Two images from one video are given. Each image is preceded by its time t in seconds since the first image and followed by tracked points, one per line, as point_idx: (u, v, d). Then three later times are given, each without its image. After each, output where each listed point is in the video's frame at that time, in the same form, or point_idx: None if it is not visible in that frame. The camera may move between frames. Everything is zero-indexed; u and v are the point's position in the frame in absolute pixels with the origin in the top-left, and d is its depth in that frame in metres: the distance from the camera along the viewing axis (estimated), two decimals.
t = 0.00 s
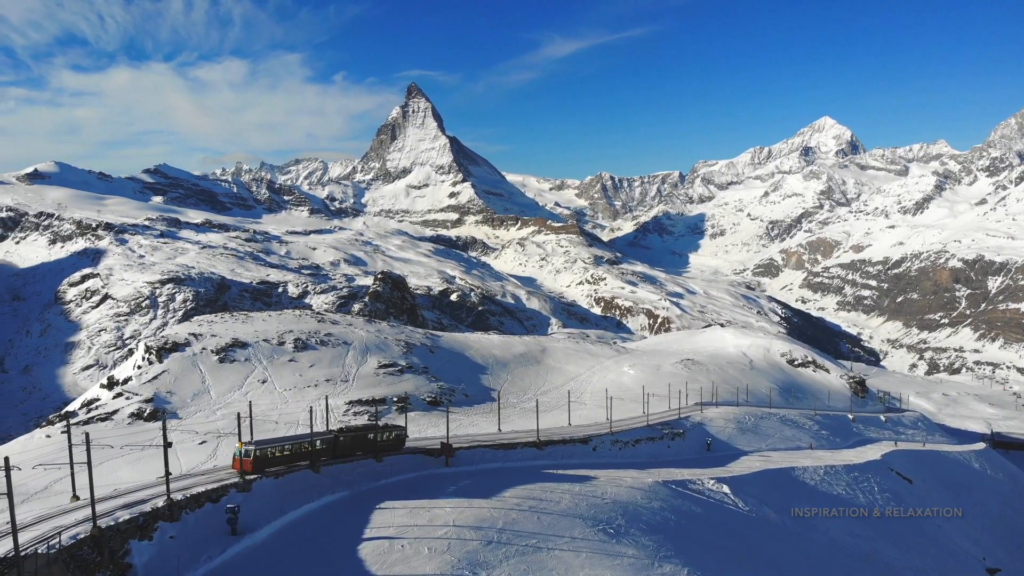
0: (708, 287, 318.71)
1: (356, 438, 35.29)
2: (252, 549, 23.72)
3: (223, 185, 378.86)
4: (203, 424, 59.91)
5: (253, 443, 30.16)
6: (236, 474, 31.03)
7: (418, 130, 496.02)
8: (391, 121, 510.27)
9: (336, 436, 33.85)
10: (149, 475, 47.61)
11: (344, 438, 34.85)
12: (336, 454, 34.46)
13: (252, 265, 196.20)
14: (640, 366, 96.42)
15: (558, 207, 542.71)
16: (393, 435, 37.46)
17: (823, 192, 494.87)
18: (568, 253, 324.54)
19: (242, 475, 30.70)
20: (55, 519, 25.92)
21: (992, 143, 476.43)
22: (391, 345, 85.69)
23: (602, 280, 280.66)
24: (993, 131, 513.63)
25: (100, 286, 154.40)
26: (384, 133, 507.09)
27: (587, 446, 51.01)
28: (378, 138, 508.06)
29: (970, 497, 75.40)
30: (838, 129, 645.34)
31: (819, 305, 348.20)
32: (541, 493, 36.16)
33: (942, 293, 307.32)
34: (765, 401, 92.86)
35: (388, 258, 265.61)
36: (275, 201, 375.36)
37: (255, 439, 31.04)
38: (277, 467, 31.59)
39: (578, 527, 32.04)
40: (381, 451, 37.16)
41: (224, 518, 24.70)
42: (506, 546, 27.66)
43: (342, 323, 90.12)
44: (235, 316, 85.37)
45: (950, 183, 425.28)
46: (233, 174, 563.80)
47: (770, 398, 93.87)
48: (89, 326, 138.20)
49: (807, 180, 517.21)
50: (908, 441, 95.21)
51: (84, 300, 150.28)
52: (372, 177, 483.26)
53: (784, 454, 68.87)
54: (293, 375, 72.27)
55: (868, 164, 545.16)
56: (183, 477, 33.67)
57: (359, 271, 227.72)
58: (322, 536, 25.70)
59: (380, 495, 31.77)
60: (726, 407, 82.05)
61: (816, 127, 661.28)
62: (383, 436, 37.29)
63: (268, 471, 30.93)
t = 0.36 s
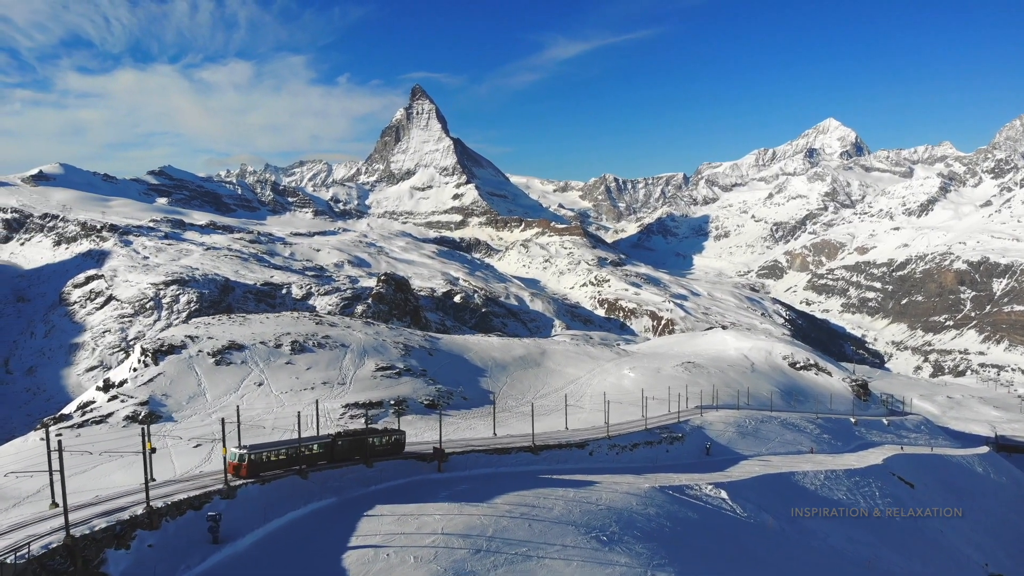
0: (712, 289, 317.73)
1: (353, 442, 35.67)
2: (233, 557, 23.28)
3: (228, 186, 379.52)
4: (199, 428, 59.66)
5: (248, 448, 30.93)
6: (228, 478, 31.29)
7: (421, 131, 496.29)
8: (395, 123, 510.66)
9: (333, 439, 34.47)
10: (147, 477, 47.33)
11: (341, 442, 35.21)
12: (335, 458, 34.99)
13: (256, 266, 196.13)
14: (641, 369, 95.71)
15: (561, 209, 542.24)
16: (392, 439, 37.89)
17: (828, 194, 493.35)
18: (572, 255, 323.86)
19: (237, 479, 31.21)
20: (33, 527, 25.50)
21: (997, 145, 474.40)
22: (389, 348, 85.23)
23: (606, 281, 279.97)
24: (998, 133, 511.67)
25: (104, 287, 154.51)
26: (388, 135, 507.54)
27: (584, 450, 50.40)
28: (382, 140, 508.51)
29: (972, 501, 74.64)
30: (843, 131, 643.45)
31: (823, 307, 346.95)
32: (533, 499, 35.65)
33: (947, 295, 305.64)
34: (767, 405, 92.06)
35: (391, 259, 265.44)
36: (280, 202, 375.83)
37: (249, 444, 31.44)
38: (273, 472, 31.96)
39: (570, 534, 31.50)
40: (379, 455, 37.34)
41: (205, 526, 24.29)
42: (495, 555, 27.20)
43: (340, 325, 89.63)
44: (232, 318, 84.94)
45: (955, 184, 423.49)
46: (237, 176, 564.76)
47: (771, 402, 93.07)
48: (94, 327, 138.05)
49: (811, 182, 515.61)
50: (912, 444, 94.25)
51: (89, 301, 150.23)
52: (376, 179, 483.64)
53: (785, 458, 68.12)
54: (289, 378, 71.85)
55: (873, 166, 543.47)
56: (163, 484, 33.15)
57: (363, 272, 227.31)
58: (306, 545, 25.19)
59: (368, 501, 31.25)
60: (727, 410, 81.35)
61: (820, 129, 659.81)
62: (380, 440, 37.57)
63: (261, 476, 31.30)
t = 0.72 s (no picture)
0: (715, 291, 316.90)
1: (349, 447, 35.19)
2: (210, 565, 22.82)
3: (230, 188, 379.72)
4: (192, 432, 59.39)
5: (240, 453, 30.66)
6: (216, 484, 31.04)
7: (424, 133, 496.23)
8: (398, 125, 510.63)
9: (328, 444, 34.12)
10: (142, 480, 46.85)
11: (337, 447, 34.76)
12: (330, 463, 34.66)
13: (258, 268, 195.87)
14: (639, 373, 95.07)
15: (563, 211, 541.94)
16: (388, 444, 37.51)
17: (830, 196, 492.19)
18: (574, 257, 323.31)
19: (230, 483, 31.03)
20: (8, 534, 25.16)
21: (999, 147, 473.45)
22: (385, 350, 84.65)
23: (608, 283, 279.28)
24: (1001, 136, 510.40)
25: (106, 289, 154.26)
26: (390, 137, 507.63)
27: (578, 455, 49.81)
28: (384, 142, 508.52)
29: (972, 505, 74.08)
30: (845, 133, 642.59)
31: (826, 309, 346.11)
32: (523, 506, 35.13)
33: (949, 297, 304.62)
34: (765, 408, 91.41)
35: (394, 261, 265.05)
36: (282, 204, 375.91)
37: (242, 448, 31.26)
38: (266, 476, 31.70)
39: (559, 541, 31.04)
40: (375, 460, 36.83)
41: (183, 535, 23.90)
42: (481, 564, 26.77)
43: (336, 328, 89.05)
44: (228, 321, 84.48)
45: (958, 187, 422.13)
46: (240, 178, 565.16)
47: (770, 405, 92.42)
48: (96, 328, 137.62)
49: (814, 184, 514.45)
50: (912, 448, 93.61)
51: (91, 302, 149.90)
52: (378, 181, 483.55)
53: (783, 463, 67.51)
54: (284, 381, 71.39)
55: (875, 169, 542.61)
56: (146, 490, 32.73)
57: (365, 274, 226.97)
58: (286, 554, 24.69)
59: (355, 508, 30.76)
60: (725, 414, 80.79)
61: (823, 131, 659.03)
62: (378, 445, 37.04)
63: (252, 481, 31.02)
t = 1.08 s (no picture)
0: (723, 292, 315.57)
1: (350, 450, 35.26)
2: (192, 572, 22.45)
3: (239, 189, 381.13)
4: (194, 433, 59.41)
5: (239, 456, 31.00)
6: (210, 489, 31.07)
7: (432, 134, 496.66)
8: (406, 127, 511.20)
9: (329, 448, 34.17)
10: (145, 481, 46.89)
11: (338, 450, 34.90)
12: (330, 466, 34.60)
13: (266, 269, 196.33)
14: (642, 375, 94.35)
15: (571, 212, 541.20)
16: (391, 447, 37.41)
17: (839, 198, 489.40)
18: (581, 258, 322.58)
19: (229, 487, 31.29)
20: None
21: (1010, 149, 469.67)
22: (386, 352, 84.26)
23: (615, 285, 278.39)
24: (1012, 137, 505.85)
25: (115, 289, 154.75)
26: (398, 138, 508.30)
27: (577, 459, 49.34)
28: (392, 143, 509.22)
29: (978, 510, 73.17)
30: (854, 134, 638.99)
31: (834, 312, 344.22)
32: (516, 511, 34.71)
33: (959, 299, 302.18)
34: (770, 411, 90.50)
35: (401, 262, 265.03)
36: (291, 205, 377.04)
37: (240, 452, 31.44)
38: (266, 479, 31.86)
39: (552, 548, 30.63)
40: (376, 464, 36.79)
41: (166, 541, 23.56)
42: (471, 572, 26.39)
43: (338, 330, 88.66)
44: (229, 322, 84.37)
45: (968, 188, 418.72)
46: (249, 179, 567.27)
47: (775, 409, 91.45)
48: (105, 328, 137.97)
49: (822, 186, 511.68)
50: (919, 453, 92.55)
51: (100, 303, 150.34)
52: (386, 182, 484.27)
53: (785, 467, 66.73)
54: (284, 383, 71.15)
55: (884, 170, 539.42)
56: (135, 494, 32.42)
57: (372, 275, 227.01)
58: (269, 561, 24.30)
59: (345, 512, 30.44)
60: (729, 417, 79.94)
61: (831, 133, 655.96)
62: (379, 449, 37.11)
63: (250, 484, 31.15)
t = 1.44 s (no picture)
0: (735, 294, 313.68)
1: (354, 452, 34.99)
2: None
3: (252, 191, 383.07)
4: (196, 435, 59.51)
5: (241, 457, 30.67)
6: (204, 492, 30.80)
7: (443, 136, 497.02)
8: (418, 128, 511.87)
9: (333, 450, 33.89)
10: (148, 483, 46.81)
11: (342, 452, 34.71)
12: (335, 468, 34.40)
13: (278, 269, 197.05)
14: (649, 378, 93.49)
15: (582, 213, 540.00)
16: (396, 451, 36.91)
17: (852, 199, 485.08)
18: (592, 260, 321.57)
19: (229, 487, 31.03)
20: None
21: None
22: (390, 353, 83.67)
23: (626, 287, 277.17)
24: None
25: (129, 290, 155.59)
26: (410, 140, 509.07)
27: (578, 463, 48.71)
28: (404, 145, 510.14)
29: (990, 517, 71.95)
30: (868, 135, 633.15)
31: (848, 314, 340.92)
32: (513, 516, 34.30)
33: (973, 302, 298.58)
34: (778, 415, 89.41)
35: (412, 263, 265.16)
36: (303, 207, 378.50)
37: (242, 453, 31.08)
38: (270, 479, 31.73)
39: (547, 555, 30.40)
40: (381, 467, 36.52)
41: (150, 545, 23.68)
42: None
43: (342, 330, 88.18)
44: (234, 323, 84.30)
45: (982, 190, 413.74)
46: (262, 180, 570.03)
47: (783, 412, 90.36)
48: (118, 328, 138.45)
49: (835, 187, 507.54)
50: (929, 457, 91.27)
51: (114, 303, 151.05)
52: (398, 184, 485.13)
53: (792, 472, 65.87)
54: (287, 384, 70.86)
55: (898, 172, 534.30)
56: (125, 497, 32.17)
57: (383, 276, 227.11)
58: (256, 566, 24.24)
59: (338, 518, 30.23)
60: (735, 421, 78.96)
61: (845, 134, 650.59)
62: (385, 451, 36.91)
63: (252, 485, 30.96)
